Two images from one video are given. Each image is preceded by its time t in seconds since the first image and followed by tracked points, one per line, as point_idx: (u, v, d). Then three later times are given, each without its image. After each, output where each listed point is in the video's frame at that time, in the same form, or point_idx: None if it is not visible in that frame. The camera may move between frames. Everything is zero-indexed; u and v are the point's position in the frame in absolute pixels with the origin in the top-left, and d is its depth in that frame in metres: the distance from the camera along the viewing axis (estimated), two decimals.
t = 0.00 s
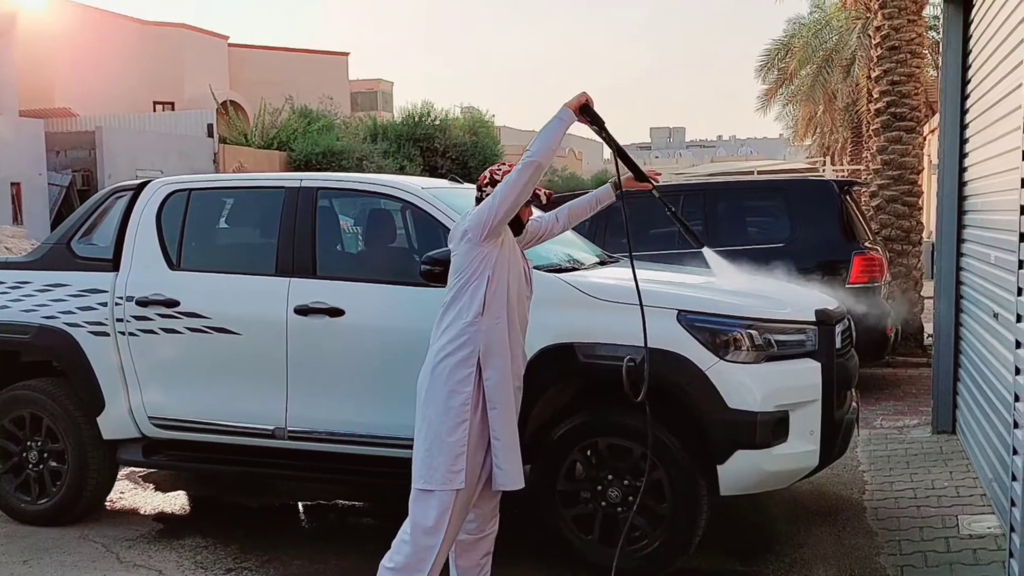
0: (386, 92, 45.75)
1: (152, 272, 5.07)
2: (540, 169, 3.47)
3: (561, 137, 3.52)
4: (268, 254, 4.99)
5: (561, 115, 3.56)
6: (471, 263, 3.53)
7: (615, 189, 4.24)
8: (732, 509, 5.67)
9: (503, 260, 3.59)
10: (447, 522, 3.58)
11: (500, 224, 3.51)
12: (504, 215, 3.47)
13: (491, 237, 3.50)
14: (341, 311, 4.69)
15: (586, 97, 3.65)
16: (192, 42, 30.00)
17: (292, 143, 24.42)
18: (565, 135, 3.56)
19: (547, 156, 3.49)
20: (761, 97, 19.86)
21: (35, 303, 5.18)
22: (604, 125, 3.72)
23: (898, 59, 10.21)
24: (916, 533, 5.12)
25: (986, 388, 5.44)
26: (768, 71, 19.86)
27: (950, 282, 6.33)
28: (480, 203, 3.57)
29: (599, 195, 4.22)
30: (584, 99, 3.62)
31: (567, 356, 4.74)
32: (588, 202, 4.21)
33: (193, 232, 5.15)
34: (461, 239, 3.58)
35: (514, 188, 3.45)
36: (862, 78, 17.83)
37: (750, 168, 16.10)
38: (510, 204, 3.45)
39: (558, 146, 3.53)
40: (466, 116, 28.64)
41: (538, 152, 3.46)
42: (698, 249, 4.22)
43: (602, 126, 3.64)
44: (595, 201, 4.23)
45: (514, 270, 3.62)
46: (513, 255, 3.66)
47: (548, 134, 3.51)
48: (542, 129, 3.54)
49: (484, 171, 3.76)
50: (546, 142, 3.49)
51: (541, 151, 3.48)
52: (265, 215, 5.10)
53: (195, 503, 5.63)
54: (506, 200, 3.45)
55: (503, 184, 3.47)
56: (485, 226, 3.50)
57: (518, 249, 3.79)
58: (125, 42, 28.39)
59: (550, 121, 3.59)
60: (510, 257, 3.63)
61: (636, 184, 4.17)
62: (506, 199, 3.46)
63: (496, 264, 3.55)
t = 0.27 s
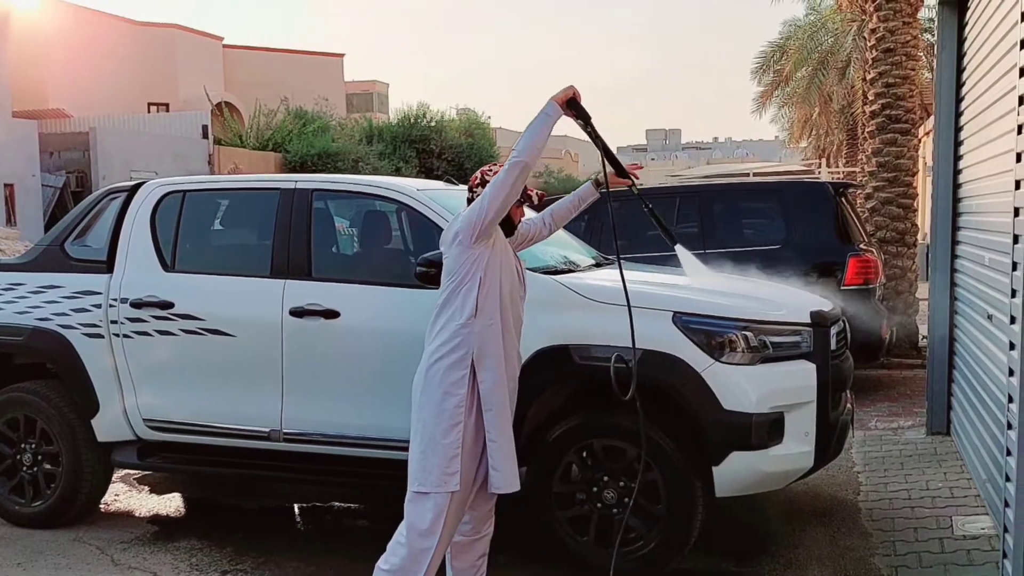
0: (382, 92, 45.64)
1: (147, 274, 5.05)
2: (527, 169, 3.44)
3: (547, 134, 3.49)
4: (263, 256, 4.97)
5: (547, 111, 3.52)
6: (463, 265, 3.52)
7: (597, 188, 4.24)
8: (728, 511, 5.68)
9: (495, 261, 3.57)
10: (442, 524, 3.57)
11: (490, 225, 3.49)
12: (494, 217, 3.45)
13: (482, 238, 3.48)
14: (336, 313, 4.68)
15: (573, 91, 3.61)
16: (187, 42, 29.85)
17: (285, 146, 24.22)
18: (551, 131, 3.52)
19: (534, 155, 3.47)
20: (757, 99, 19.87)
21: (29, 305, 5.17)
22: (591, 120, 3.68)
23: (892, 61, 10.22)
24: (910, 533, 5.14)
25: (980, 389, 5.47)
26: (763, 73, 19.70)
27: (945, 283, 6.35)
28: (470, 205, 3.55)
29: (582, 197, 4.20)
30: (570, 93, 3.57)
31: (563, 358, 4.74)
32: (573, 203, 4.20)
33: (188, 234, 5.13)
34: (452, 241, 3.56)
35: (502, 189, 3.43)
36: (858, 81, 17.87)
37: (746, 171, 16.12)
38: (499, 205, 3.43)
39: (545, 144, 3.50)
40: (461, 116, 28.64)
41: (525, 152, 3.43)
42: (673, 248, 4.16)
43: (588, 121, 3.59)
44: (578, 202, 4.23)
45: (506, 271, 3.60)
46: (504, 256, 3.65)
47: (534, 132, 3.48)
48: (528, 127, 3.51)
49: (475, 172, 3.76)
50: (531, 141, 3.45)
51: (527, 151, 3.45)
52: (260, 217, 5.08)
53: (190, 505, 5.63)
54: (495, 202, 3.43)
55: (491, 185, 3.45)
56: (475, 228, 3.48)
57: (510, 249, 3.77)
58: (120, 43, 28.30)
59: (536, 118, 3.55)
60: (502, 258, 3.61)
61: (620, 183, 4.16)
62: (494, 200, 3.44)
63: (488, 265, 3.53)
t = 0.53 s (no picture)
0: (376, 92, 45.50)
1: (141, 275, 5.04)
2: (510, 168, 3.43)
3: (525, 129, 3.46)
4: (257, 257, 4.97)
5: (524, 106, 3.49)
6: (452, 267, 3.51)
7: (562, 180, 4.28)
8: (723, 512, 5.69)
9: (485, 262, 3.56)
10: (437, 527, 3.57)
11: (477, 227, 3.48)
12: (481, 219, 3.44)
13: (470, 240, 3.47)
14: (331, 314, 4.67)
15: (547, 80, 3.56)
16: (177, 43, 29.78)
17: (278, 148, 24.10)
18: (529, 125, 3.49)
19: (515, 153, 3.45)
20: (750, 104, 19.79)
21: (23, 306, 5.17)
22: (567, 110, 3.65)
23: (888, 63, 10.23)
24: (904, 535, 5.15)
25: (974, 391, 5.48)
26: (758, 76, 19.55)
27: (940, 284, 6.36)
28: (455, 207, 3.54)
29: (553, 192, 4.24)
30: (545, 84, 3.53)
31: (558, 359, 4.74)
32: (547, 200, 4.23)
33: (182, 235, 5.12)
34: (441, 244, 3.56)
35: (486, 191, 3.42)
36: (853, 83, 17.90)
37: (741, 173, 16.12)
38: (484, 207, 3.42)
39: (524, 140, 3.48)
40: (455, 118, 28.64)
41: (505, 152, 3.41)
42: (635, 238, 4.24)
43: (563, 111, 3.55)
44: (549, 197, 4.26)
45: (496, 272, 3.60)
46: (494, 256, 3.64)
47: (513, 128, 3.45)
48: (506, 123, 3.48)
49: (462, 173, 3.75)
50: (511, 139, 3.44)
51: (507, 150, 3.43)
52: (254, 219, 5.07)
53: (185, 506, 5.62)
54: (479, 204, 3.42)
55: (475, 187, 3.44)
56: (462, 230, 3.48)
57: (500, 249, 3.76)
58: (114, 43, 28.23)
59: (513, 113, 3.52)
60: (491, 259, 3.61)
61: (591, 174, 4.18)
62: (478, 202, 3.43)
63: (478, 267, 3.52)
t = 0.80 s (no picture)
0: (372, 90, 45.66)
1: (137, 274, 5.04)
2: (485, 165, 3.41)
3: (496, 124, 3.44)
4: (253, 256, 4.96)
5: (492, 100, 3.46)
6: (438, 269, 3.51)
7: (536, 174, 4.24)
8: (718, 512, 5.70)
9: (471, 262, 3.56)
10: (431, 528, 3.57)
11: (459, 227, 3.46)
12: (463, 219, 3.43)
13: (454, 241, 3.47)
14: (326, 313, 4.67)
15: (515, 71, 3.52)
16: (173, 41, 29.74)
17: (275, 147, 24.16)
18: (499, 119, 3.47)
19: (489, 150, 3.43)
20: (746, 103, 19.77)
21: (18, 304, 5.17)
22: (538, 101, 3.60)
23: (884, 63, 10.23)
24: (900, 534, 5.16)
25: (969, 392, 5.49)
26: (754, 76, 19.43)
27: (936, 284, 6.36)
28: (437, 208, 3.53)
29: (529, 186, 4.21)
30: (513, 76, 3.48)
31: (554, 358, 4.74)
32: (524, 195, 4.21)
33: (178, 234, 5.12)
34: (426, 246, 3.55)
35: (465, 190, 3.40)
36: (849, 83, 17.90)
37: (738, 173, 16.12)
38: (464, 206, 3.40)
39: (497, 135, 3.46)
40: (451, 117, 28.66)
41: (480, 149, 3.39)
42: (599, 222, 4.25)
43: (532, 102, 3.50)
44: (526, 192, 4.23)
45: (483, 271, 3.59)
46: (480, 256, 3.63)
47: (485, 124, 3.43)
48: (477, 119, 3.45)
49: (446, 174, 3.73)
50: (484, 136, 3.42)
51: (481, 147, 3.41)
52: (250, 218, 5.07)
53: (181, 505, 5.63)
54: (458, 204, 3.41)
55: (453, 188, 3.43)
56: (444, 232, 3.47)
57: (486, 247, 3.75)
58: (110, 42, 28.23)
59: (483, 108, 3.49)
60: (477, 259, 3.60)
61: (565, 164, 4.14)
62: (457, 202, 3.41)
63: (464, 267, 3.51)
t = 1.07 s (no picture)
0: (368, 90, 45.72)
1: (132, 273, 5.04)
2: (459, 163, 3.39)
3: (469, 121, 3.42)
4: (248, 255, 4.97)
5: (464, 97, 3.45)
6: (419, 272, 3.50)
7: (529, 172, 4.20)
8: (714, 511, 5.70)
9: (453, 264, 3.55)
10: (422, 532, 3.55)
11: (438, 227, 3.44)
12: (440, 218, 3.40)
13: (434, 243, 3.45)
14: (322, 312, 4.67)
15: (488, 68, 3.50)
16: (170, 41, 29.72)
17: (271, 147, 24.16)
18: (473, 116, 3.45)
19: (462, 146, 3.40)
20: (743, 100, 19.93)
21: (13, 302, 5.18)
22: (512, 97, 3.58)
23: (879, 62, 10.24)
24: (894, 533, 5.16)
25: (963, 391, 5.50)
26: (751, 73, 19.65)
27: (931, 284, 6.37)
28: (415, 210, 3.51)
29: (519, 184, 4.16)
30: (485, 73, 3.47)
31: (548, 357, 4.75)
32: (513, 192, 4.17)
33: (173, 232, 5.12)
34: (406, 249, 3.54)
35: (440, 188, 3.38)
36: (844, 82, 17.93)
37: (733, 173, 16.11)
38: (440, 204, 3.38)
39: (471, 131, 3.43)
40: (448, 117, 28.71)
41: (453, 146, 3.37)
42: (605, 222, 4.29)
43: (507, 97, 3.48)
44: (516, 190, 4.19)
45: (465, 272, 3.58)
46: (462, 257, 3.62)
47: (458, 121, 3.41)
48: (450, 117, 3.43)
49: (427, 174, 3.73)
50: (457, 134, 3.39)
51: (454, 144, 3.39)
52: (246, 216, 5.07)
53: (176, 504, 5.63)
54: (434, 202, 3.38)
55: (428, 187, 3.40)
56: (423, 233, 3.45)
57: (469, 248, 3.74)
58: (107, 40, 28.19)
59: (456, 106, 3.48)
60: (459, 259, 3.59)
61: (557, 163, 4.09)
62: (432, 200, 3.39)
63: (445, 269, 3.50)
